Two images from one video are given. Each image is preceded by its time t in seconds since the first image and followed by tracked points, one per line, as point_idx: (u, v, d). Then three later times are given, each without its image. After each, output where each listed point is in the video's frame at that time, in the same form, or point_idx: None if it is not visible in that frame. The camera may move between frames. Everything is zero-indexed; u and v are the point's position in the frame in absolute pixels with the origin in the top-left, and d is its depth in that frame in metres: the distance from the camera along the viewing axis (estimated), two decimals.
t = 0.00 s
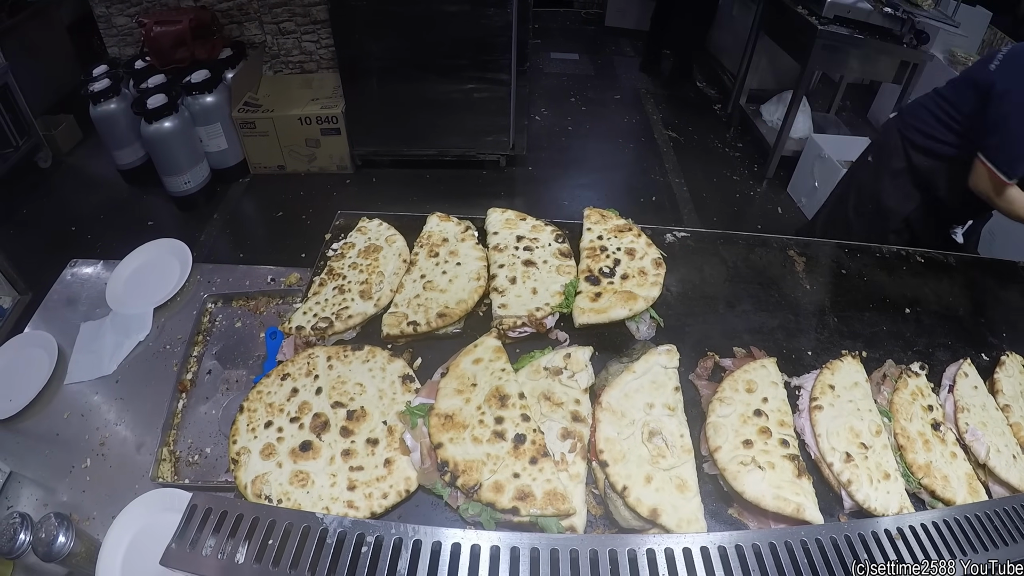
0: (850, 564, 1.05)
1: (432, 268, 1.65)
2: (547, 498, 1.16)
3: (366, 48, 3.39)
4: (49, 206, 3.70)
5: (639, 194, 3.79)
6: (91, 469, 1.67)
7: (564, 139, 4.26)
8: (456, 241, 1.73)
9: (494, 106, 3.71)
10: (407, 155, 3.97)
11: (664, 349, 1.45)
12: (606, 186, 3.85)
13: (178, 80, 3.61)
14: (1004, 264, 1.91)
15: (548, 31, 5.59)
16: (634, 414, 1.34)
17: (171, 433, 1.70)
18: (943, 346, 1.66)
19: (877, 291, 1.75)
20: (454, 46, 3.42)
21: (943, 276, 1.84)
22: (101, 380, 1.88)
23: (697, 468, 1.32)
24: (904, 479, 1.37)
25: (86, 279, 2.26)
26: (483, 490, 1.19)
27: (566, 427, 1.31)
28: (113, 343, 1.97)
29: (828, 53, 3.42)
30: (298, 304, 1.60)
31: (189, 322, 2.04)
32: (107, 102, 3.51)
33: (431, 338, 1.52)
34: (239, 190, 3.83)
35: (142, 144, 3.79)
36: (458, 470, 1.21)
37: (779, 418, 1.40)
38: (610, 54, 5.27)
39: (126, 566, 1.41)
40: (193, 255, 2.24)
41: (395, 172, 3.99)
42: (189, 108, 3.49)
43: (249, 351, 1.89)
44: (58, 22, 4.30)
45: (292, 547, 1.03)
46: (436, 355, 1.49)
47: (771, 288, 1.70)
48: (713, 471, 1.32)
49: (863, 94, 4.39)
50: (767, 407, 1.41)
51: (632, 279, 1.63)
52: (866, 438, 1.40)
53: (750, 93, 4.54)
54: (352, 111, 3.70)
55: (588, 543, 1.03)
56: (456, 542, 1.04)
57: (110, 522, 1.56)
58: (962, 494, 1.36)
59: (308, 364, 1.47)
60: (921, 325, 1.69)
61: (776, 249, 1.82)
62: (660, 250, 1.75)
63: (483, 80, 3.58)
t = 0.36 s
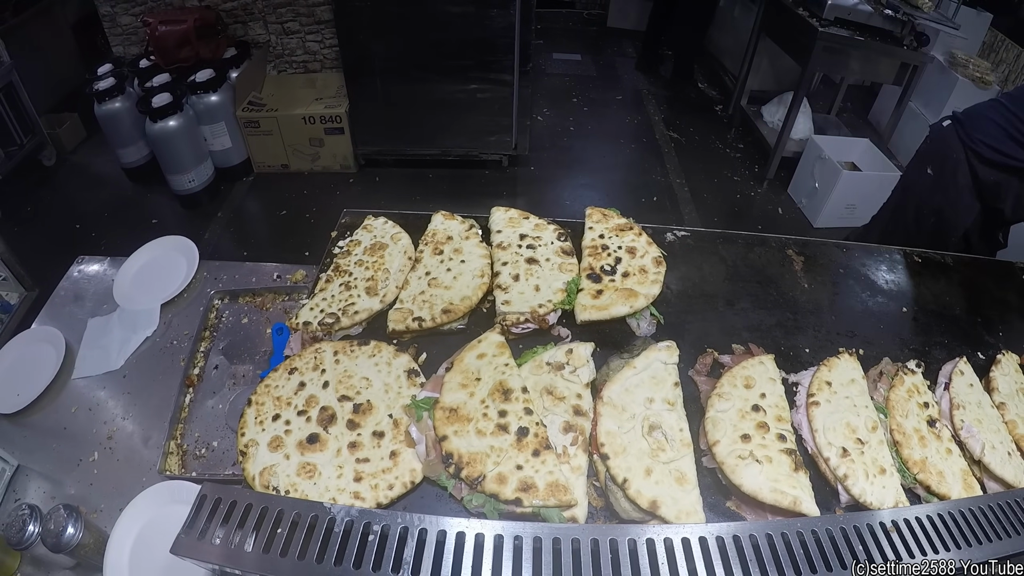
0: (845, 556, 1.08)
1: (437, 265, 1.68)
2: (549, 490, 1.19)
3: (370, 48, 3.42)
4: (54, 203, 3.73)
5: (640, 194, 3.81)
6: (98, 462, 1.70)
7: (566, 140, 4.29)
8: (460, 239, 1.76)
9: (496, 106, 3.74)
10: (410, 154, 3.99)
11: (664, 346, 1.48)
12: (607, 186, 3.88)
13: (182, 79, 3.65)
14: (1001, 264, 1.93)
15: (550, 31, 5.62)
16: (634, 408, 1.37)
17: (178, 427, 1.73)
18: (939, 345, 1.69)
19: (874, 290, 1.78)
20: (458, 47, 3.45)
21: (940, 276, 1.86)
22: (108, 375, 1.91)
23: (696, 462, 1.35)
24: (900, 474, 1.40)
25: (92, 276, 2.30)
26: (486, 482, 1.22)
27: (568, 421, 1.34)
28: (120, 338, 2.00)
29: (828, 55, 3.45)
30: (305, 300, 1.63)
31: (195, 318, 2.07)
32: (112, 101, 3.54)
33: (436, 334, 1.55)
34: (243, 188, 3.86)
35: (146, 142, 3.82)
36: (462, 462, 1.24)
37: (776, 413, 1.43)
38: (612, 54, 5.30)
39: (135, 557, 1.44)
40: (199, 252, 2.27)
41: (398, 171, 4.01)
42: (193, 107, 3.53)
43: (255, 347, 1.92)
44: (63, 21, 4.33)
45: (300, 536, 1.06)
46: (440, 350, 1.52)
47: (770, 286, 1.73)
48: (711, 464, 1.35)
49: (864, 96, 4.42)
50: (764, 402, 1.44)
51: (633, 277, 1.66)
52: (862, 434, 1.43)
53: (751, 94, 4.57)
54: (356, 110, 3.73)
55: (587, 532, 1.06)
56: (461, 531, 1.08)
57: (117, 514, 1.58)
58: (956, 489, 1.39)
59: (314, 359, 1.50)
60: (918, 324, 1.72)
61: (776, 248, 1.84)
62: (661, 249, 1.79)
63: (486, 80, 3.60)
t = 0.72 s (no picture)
0: (842, 554, 1.08)
1: (436, 263, 1.68)
2: (546, 487, 1.19)
3: (371, 47, 3.42)
4: (55, 201, 3.74)
5: (641, 194, 3.81)
6: (98, 458, 1.70)
7: (567, 139, 4.28)
8: (459, 236, 1.76)
9: (497, 105, 3.73)
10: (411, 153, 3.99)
11: (663, 344, 1.48)
12: (608, 185, 3.88)
13: (183, 78, 3.65)
14: (1001, 264, 1.93)
15: (551, 31, 5.62)
16: (632, 406, 1.37)
17: (177, 424, 1.73)
18: (938, 344, 1.68)
19: (873, 289, 1.77)
20: (458, 46, 3.45)
21: (940, 275, 1.86)
22: (108, 372, 1.91)
23: (693, 460, 1.35)
24: (898, 473, 1.39)
25: (92, 273, 2.30)
26: (483, 479, 1.22)
27: (565, 418, 1.33)
28: (120, 335, 2.00)
29: (829, 55, 3.44)
30: (305, 297, 1.64)
31: (195, 315, 2.07)
32: (113, 100, 3.55)
33: (434, 331, 1.55)
34: (244, 187, 3.87)
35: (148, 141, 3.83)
36: (460, 459, 1.24)
37: (775, 412, 1.42)
38: (613, 54, 5.30)
39: (133, 553, 1.45)
40: (199, 250, 2.27)
41: (399, 170, 4.01)
42: (194, 106, 3.54)
43: (254, 344, 1.93)
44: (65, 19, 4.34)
45: (297, 532, 1.06)
46: (439, 347, 1.51)
47: (768, 285, 1.73)
48: (709, 462, 1.35)
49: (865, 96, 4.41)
50: (763, 401, 1.44)
51: (632, 275, 1.65)
52: (861, 433, 1.43)
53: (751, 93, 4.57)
54: (357, 109, 3.73)
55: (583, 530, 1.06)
56: (458, 528, 1.08)
57: (115, 510, 1.59)
58: (955, 489, 1.38)
59: (313, 356, 1.50)
60: (917, 322, 1.72)
61: (775, 247, 1.84)
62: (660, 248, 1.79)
63: (487, 79, 3.60)
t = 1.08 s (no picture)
0: (837, 560, 1.04)
1: (425, 261, 1.65)
2: (531, 491, 1.16)
3: (367, 45, 3.39)
4: (53, 199, 3.73)
5: (640, 193, 3.77)
6: (85, 457, 1.68)
7: (566, 138, 4.25)
8: (449, 234, 1.73)
9: (494, 103, 3.70)
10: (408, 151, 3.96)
11: (654, 344, 1.45)
12: (607, 184, 3.84)
13: (181, 76, 3.63)
14: (1004, 264, 1.89)
15: (551, 30, 5.58)
16: (622, 408, 1.33)
17: (165, 423, 1.71)
18: (938, 345, 1.64)
19: (873, 289, 1.73)
20: (455, 43, 3.42)
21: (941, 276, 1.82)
22: (97, 370, 1.89)
23: (685, 463, 1.32)
24: (897, 478, 1.36)
25: (84, 270, 2.27)
26: (467, 482, 1.19)
27: (553, 420, 1.30)
28: (110, 333, 1.98)
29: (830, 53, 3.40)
30: (291, 295, 1.61)
31: (185, 313, 2.05)
32: (111, 97, 3.53)
33: (421, 330, 1.52)
34: (241, 184, 3.85)
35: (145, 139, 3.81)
36: (443, 462, 1.21)
37: (769, 414, 1.39)
38: (613, 53, 5.26)
39: (117, 552, 1.42)
40: (191, 247, 2.24)
41: (396, 168, 3.99)
42: (191, 104, 3.52)
43: (243, 343, 1.90)
44: (63, 17, 4.33)
45: (275, 534, 1.03)
46: (426, 347, 1.48)
47: (764, 284, 1.69)
48: (701, 466, 1.31)
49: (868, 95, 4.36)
50: (757, 403, 1.41)
51: (624, 274, 1.62)
52: (858, 437, 1.39)
53: (753, 92, 4.52)
54: (353, 107, 3.70)
55: (568, 535, 1.02)
56: (437, 532, 1.04)
57: (101, 509, 1.56)
58: (955, 494, 1.34)
59: (298, 355, 1.47)
60: (917, 324, 1.68)
61: (773, 247, 1.80)
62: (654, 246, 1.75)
63: (484, 76, 3.57)
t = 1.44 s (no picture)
0: (833, 564, 1.02)
1: (415, 262, 1.63)
2: (521, 494, 1.14)
3: (362, 45, 3.37)
4: (50, 203, 3.72)
5: (638, 192, 3.75)
6: (77, 460, 1.66)
7: (563, 137, 4.23)
8: (440, 235, 1.71)
9: (491, 103, 3.69)
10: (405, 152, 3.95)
11: (648, 345, 1.43)
12: (605, 183, 3.82)
13: (177, 78, 3.62)
14: (1003, 261, 1.86)
15: (548, 29, 5.57)
16: (614, 410, 1.31)
17: (157, 426, 1.69)
18: (937, 344, 1.62)
19: (870, 288, 1.71)
20: (451, 43, 3.41)
21: (940, 273, 1.79)
22: (90, 373, 1.87)
23: (678, 465, 1.30)
24: (895, 479, 1.34)
25: (79, 273, 2.26)
26: (456, 485, 1.17)
27: (544, 422, 1.29)
28: (103, 336, 1.97)
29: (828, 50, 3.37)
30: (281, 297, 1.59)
31: (177, 315, 2.03)
32: (107, 100, 3.52)
33: (411, 332, 1.50)
34: (238, 186, 3.84)
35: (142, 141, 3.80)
36: (432, 465, 1.19)
37: (764, 415, 1.37)
38: (611, 52, 5.24)
39: (109, 557, 1.40)
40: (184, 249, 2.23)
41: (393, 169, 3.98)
42: (187, 105, 3.50)
43: (235, 345, 1.88)
44: (61, 20, 4.33)
45: (261, 539, 1.01)
46: (416, 349, 1.47)
47: (760, 283, 1.68)
48: (695, 468, 1.29)
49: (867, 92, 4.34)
50: (752, 403, 1.39)
51: (617, 273, 1.60)
52: (856, 437, 1.37)
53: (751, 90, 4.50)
54: (349, 108, 3.69)
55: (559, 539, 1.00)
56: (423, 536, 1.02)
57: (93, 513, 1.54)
58: (955, 496, 1.32)
59: (287, 357, 1.46)
60: (916, 322, 1.66)
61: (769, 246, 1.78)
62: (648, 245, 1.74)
63: (480, 76, 3.55)
